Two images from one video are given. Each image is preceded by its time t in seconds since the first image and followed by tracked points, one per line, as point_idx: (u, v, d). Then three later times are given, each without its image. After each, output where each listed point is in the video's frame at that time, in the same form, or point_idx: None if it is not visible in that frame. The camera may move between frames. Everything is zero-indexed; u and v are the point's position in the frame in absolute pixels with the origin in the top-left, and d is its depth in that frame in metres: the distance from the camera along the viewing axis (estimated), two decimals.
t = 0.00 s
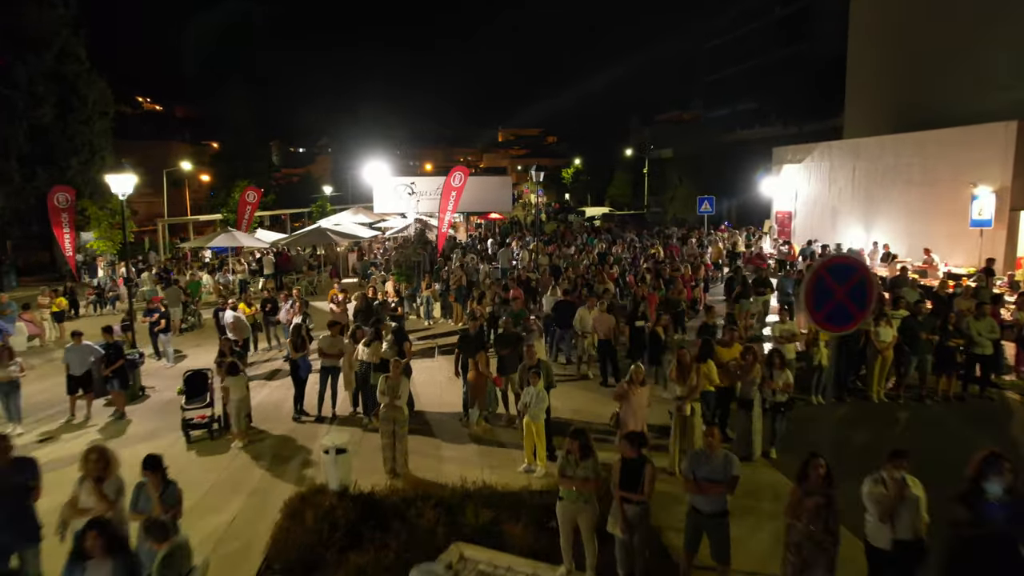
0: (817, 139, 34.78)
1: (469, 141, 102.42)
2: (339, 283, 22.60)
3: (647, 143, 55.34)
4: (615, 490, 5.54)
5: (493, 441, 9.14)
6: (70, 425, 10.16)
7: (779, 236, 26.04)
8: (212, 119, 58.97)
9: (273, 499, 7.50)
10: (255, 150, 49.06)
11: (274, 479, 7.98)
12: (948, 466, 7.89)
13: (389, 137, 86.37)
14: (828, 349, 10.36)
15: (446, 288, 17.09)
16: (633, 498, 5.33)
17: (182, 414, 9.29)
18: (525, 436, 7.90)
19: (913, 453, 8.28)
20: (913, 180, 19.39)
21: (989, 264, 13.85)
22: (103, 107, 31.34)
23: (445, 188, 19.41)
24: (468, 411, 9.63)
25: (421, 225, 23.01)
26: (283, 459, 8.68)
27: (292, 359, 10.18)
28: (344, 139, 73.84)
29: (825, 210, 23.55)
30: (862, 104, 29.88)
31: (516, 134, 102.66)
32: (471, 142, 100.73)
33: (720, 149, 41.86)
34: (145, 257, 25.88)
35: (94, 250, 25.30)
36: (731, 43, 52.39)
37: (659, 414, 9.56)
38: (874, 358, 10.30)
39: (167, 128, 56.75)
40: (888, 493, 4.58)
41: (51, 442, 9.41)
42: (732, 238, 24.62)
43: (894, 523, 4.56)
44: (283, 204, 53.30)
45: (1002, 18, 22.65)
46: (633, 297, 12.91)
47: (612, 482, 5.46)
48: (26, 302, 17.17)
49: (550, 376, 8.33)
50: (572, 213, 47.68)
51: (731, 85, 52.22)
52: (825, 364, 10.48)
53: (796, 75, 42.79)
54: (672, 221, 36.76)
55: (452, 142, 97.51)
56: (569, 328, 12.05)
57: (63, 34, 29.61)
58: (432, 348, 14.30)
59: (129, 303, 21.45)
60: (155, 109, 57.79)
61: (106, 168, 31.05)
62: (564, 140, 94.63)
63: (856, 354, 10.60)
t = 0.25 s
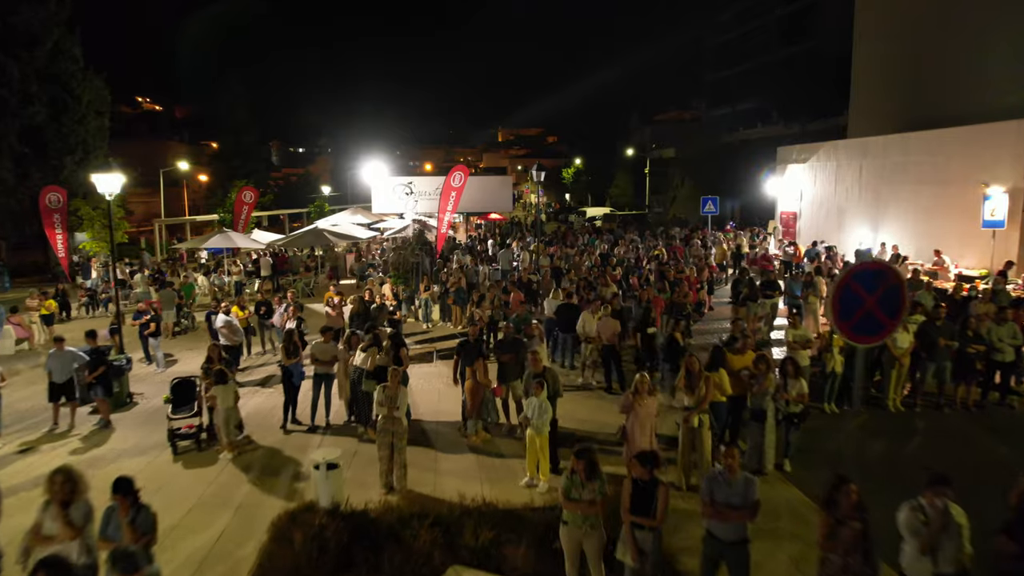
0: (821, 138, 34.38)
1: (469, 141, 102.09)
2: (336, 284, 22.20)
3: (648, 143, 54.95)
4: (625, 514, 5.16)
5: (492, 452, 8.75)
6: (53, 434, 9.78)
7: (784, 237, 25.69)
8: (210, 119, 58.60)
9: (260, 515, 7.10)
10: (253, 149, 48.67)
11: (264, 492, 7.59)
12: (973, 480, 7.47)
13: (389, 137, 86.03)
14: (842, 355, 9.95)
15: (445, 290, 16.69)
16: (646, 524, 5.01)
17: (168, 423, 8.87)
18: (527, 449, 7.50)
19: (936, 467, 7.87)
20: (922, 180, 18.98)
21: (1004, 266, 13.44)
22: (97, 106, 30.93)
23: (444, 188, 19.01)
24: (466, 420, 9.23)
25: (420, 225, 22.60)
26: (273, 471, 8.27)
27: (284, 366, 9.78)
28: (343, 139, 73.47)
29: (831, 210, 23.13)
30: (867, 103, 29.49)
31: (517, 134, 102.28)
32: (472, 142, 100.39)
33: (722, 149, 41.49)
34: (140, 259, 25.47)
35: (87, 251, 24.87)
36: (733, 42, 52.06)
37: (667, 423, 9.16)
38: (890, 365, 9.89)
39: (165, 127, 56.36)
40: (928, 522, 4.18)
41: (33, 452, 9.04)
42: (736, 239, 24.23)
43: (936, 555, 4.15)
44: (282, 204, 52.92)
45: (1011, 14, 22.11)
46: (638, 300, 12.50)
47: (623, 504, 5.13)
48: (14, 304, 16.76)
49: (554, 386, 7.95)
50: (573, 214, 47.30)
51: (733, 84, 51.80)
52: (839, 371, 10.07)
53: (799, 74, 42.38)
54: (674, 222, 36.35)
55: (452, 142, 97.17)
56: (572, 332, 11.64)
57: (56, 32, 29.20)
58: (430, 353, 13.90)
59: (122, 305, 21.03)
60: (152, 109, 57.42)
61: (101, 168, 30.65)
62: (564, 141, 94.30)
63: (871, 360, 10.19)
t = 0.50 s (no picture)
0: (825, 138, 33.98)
1: (469, 141, 101.72)
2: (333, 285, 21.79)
3: (649, 143, 54.57)
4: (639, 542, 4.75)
5: (490, 463, 8.35)
6: (35, 443, 9.39)
7: (788, 238, 25.32)
8: (208, 118, 58.20)
9: (247, 534, 6.69)
10: (251, 149, 48.27)
11: (252, 509, 7.20)
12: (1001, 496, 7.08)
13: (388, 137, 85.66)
14: (857, 363, 9.54)
15: (443, 293, 16.27)
16: (659, 552, 4.64)
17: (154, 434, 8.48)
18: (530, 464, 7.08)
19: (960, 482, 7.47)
20: (932, 180, 18.58)
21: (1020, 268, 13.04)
22: (91, 104, 30.51)
23: (444, 188, 18.60)
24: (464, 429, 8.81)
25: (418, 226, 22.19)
26: (263, 484, 7.87)
27: (275, 373, 9.36)
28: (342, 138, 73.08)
29: (837, 210, 22.71)
30: (872, 102, 29.10)
31: (517, 134, 101.90)
32: (472, 142, 100.01)
33: (724, 148, 41.10)
34: (134, 260, 25.04)
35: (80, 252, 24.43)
36: (734, 41, 51.71)
37: (673, 433, 8.77)
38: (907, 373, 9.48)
39: (162, 127, 55.97)
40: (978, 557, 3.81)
41: (13, 463, 8.65)
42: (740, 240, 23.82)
43: None
44: (280, 203, 52.55)
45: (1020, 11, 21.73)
46: (644, 304, 12.08)
47: (633, 530, 4.75)
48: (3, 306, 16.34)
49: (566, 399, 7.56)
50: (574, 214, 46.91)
51: (734, 83, 51.43)
52: (854, 378, 9.66)
53: (802, 73, 42.01)
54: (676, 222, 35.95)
55: (451, 142, 96.78)
56: (574, 337, 11.23)
57: (49, 30, 28.78)
58: (429, 358, 13.50)
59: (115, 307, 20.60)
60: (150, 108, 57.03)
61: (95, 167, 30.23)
62: (565, 140, 93.91)
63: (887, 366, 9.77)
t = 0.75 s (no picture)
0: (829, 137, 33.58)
1: (469, 141, 101.33)
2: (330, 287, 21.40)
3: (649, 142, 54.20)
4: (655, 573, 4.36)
5: (490, 477, 7.91)
6: (16, 454, 8.96)
7: (793, 238, 24.94)
8: (206, 118, 57.82)
9: (233, 555, 6.30)
10: (248, 148, 47.85)
11: (238, 526, 6.81)
12: None
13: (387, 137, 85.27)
14: (874, 370, 9.12)
15: (442, 295, 15.88)
16: None
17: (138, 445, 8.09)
18: (534, 480, 6.69)
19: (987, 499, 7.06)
20: (942, 180, 18.19)
21: None
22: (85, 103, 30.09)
23: (443, 187, 18.19)
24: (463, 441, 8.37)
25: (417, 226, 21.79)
26: (251, 500, 7.47)
27: (267, 381, 8.95)
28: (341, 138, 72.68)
29: (843, 210, 22.31)
30: (877, 101, 28.72)
31: (517, 133, 101.52)
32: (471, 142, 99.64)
33: (725, 148, 40.72)
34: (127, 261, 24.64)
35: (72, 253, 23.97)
36: (735, 40, 51.36)
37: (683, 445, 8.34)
38: (925, 381, 9.07)
39: (159, 126, 55.57)
40: None
41: None
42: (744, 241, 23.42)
43: None
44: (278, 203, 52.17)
45: None
46: (649, 307, 11.67)
47: (646, 560, 4.36)
48: None
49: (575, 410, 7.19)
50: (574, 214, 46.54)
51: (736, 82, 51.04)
52: (870, 386, 9.25)
53: (805, 72, 41.63)
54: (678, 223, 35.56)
55: (451, 142, 96.40)
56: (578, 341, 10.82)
57: (42, 27, 28.38)
58: (427, 363, 13.10)
59: (108, 309, 20.20)
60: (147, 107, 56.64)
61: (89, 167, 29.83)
62: (565, 140, 93.51)
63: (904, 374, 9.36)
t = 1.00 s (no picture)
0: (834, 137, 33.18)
1: (470, 141, 101.00)
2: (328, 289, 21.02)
3: (652, 142, 53.92)
4: None
5: (492, 493, 7.51)
6: None
7: (799, 239, 24.57)
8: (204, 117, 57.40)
9: None
10: (247, 148, 47.45)
11: (216, 554, 6.30)
12: None
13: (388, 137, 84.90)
14: (891, 379, 8.71)
15: (442, 298, 15.47)
16: None
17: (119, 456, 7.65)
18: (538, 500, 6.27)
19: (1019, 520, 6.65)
20: (952, 180, 17.76)
21: None
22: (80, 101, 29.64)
23: (444, 187, 17.77)
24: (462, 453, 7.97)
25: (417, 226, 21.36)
26: (238, 518, 7.05)
27: (258, 391, 8.53)
28: (341, 138, 72.30)
29: (850, 211, 21.89)
30: (883, 100, 28.31)
31: (518, 133, 101.16)
32: (473, 142, 99.29)
33: (729, 147, 40.35)
34: (121, 262, 24.24)
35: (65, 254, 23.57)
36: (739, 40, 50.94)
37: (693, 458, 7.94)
38: (945, 391, 8.65)
39: (157, 125, 55.16)
40: None
41: None
42: (749, 242, 23.03)
43: None
44: (277, 203, 51.82)
45: None
46: (655, 311, 11.26)
47: None
48: None
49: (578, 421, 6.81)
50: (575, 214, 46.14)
51: (739, 82, 50.61)
52: (889, 396, 8.79)
53: (809, 71, 41.26)
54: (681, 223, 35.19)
55: (452, 142, 96.03)
56: (582, 347, 10.42)
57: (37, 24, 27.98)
58: (425, 368, 12.71)
59: (100, 310, 19.77)
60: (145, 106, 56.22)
61: (84, 166, 29.38)
62: (566, 140, 93.15)
63: (924, 384, 8.93)
